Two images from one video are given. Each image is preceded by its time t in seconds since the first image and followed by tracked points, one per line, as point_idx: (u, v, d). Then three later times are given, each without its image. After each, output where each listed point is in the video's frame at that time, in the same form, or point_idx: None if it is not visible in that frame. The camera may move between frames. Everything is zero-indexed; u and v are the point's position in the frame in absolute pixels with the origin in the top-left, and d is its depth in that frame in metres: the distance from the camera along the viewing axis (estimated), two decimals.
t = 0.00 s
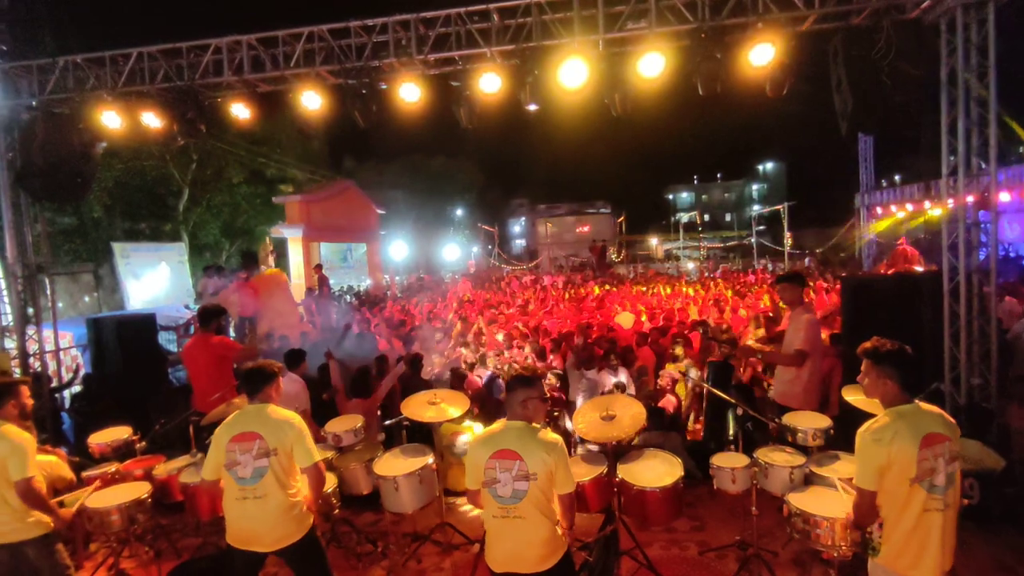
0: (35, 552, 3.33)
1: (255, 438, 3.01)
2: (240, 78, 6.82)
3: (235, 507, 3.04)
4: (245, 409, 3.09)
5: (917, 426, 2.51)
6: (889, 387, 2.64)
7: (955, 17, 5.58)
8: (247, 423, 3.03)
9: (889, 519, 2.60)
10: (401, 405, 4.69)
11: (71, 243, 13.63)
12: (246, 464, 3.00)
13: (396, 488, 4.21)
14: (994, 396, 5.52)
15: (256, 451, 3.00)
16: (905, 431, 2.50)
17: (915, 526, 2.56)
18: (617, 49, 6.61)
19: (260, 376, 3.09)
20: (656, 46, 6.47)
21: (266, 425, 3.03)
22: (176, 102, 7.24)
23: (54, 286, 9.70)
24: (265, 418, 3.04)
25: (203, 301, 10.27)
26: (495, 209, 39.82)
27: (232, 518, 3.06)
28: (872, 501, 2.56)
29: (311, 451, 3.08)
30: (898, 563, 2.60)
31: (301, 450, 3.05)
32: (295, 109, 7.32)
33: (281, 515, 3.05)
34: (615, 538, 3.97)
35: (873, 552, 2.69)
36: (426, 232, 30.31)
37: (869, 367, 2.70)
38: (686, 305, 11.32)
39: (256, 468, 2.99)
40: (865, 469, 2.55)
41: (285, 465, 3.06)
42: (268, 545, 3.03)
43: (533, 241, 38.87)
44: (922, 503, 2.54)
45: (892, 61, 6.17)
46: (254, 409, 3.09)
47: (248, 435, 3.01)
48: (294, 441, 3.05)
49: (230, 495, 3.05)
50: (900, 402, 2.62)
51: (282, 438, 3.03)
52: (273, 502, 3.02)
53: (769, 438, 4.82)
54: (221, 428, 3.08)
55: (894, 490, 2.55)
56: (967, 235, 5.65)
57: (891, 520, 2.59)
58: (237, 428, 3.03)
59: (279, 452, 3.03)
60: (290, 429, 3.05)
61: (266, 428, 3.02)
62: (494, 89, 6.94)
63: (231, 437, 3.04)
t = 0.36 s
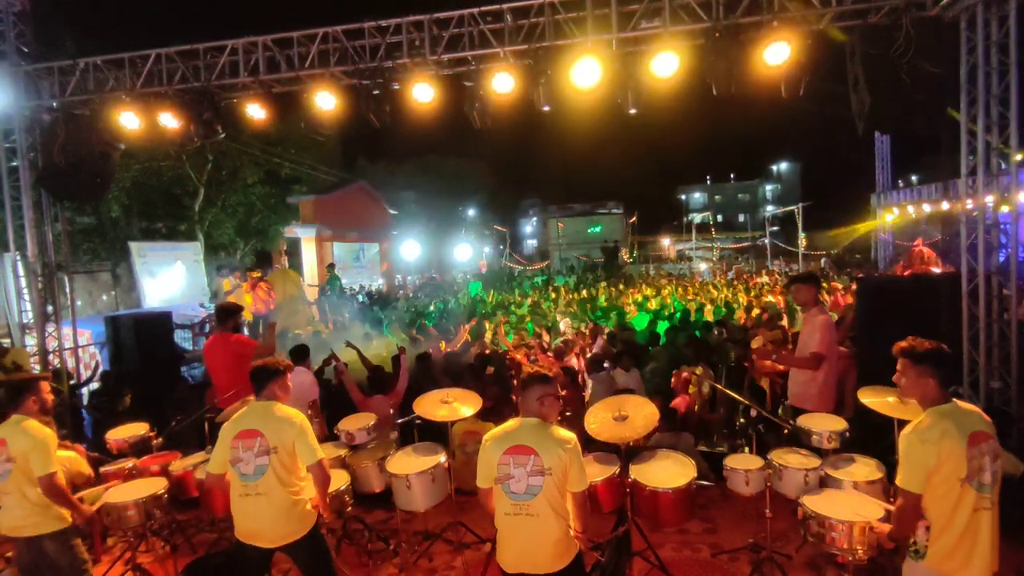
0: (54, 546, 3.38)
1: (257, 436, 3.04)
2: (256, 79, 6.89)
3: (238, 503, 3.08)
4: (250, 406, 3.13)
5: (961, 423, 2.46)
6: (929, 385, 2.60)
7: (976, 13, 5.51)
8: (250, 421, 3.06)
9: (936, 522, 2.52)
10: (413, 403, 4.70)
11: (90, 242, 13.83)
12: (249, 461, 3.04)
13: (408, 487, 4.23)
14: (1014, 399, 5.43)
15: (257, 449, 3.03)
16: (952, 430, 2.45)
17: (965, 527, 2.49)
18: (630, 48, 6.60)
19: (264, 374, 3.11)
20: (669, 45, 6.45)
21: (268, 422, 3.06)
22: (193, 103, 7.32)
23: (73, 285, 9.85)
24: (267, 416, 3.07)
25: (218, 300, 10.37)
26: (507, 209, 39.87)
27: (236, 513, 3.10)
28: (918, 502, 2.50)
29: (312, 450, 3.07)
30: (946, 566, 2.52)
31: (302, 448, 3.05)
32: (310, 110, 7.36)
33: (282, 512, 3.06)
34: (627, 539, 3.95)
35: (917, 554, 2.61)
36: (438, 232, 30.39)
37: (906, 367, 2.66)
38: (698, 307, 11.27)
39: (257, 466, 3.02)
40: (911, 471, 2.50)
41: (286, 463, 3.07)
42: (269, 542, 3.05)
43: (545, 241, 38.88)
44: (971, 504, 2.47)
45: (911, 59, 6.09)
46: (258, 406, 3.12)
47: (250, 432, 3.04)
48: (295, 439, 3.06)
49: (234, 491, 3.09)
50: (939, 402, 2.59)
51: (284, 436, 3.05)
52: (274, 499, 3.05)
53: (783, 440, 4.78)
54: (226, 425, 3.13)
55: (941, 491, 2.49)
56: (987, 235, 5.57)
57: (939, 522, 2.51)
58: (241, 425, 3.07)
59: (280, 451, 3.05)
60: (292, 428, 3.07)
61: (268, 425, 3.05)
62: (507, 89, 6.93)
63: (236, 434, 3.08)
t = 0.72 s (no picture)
0: (60, 543, 3.40)
1: (254, 432, 3.05)
2: (262, 80, 6.91)
3: (234, 498, 3.10)
4: (249, 401, 3.15)
5: (991, 423, 2.45)
6: (957, 384, 2.58)
7: (985, 15, 5.48)
8: (249, 417, 3.08)
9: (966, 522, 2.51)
10: (418, 403, 4.70)
11: (97, 241, 13.93)
12: (246, 456, 3.05)
13: (413, 486, 4.23)
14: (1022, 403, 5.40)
15: (254, 444, 3.05)
16: (983, 429, 2.43)
17: (995, 528, 2.45)
18: (637, 49, 6.59)
19: (265, 371, 3.11)
20: (675, 46, 6.44)
21: (266, 418, 3.06)
22: (201, 103, 7.34)
23: (81, 284, 9.91)
24: (265, 413, 3.08)
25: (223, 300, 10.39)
26: (513, 210, 39.91)
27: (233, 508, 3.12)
28: (949, 503, 2.46)
29: (309, 448, 3.06)
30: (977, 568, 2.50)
31: (298, 446, 3.04)
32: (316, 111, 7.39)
33: (278, 508, 3.06)
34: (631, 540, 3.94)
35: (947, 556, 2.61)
36: (443, 233, 30.44)
37: (933, 366, 2.65)
38: (703, 308, 11.23)
39: (254, 461, 3.04)
40: (944, 468, 2.47)
41: (283, 459, 3.08)
42: (263, 538, 3.05)
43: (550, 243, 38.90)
44: (1001, 503, 2.44)
45: (918, 62, 6.05)
46: (258, 402, 3.12)
47: (248, 428, 3.06)
48: (292, 436, 3.05)
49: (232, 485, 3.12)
50: (966, 401, 2.57)
51: (281, 432, 3.05)
52: (271, 495, 3.05)
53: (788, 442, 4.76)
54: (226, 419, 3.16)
55: (973, 489, 2.47)
56: (995, 238, 5.54)
57: (970, 522, 2.50)
58: (240, 420, 3.09)
59: (276, 448, 3.05)
60: (287, 426, 3.05)
61: (265, 421, 3.06)
62: (513, 90, 6.93)
63: (235, 429, 3.10)
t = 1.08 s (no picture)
0: (51, 543, 3.36)
1: (286, 431, 3.03)
2: (260, 79, 6.90)
3: (261, 499, 3.05)
4: (270, 400, 3.10)
5: (997, 422, 2.46)
6: (965, 385, 2.58)
7: (982, 20, 5.50)
8: (278, 415, 3.05)
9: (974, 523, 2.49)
10: (414, 404, 4.68)
11: (92, 240, 13.93)
12: (277, 456, 3.02)
13: (408, 488, 4.21)
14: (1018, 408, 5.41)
15: (287, 443, 3.02)
16: (990, 427, 2.44)
17: (1004, 529, 2.45)
18: (635, 53, 6.59)
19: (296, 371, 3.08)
20: (674, 49, 6.44)
21: (296, 417, 3.06)
22: (198, 102, 7.31)
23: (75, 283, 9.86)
24: (295, 411, 3.07)
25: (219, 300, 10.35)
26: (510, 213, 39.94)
27: (256, 509, 3.07)
28: (958, 501, 2.47)
29: (340, 444, 3.13)
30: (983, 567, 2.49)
31: (330, 442, 3.10)
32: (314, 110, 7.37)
33: (308, 506, 3.07)
34: (627, 543, 3.92)
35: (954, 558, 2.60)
36: (440, 235, 30.44)
37: (940, 368, 2.64)
38: (699, 312, 11.23)
39: (287, 460, 3.02)
40: (953, 467, 2.47)
41: (313, 457, 3.09)
42: (292, 537, 3.04)
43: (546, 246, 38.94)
44: (1007, 503, 2.44)
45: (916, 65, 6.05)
46: (281, 400, 3.10)
47: (280, 427, 3.03)
48: (324, 432, 3.10)
49: (256, 486, 3.07)
50: (972, 402, 2.57)
51: (313, 430, 3.08)
52: (303, 493, 3.06)
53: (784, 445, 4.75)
54: (249, 419, 3.09)
55: (980, 489, 2.47)
56: (991, 243, 5.56)
57: (976, 522, 2.49)
58: (268, 419, 3.05)
59: (309, 445, 3.06)
60: (319, 423, 3.09)
61: (297, 420, 3.05)
62: (512, 91, 6.93)
63: (261, 429, 3.05)
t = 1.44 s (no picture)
0: (34, 548, 3.30)
1: (316, 422, 3.03)
2: (251, 79, 6.85)
3: (290, 496, 3.00)
4: (289, 397, 3.05)
5: (991, 423, 2.48)
6: (960, 387, 2.58)
7: (970, 27, 5.56)
8: (306, 409, 3.03)
9: (970, 522, 2.51)
10: (405, 406, 4.64)
11: (80, 241, 13.87)
12: (308, 450, 2.99)
13: (399, 490, 4.18)
14: (1006, 410, 5.44)
15: (317, 435, 3.02)
16: (985, 428, 2.46)
17: (997, 528, 2.47)
18: (628, 56, 6.61)
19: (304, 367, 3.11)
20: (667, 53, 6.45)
21: (321, 409, 3.07)
22: (188, 102, 7.25)
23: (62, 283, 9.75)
24: (321, 403, 3.08)
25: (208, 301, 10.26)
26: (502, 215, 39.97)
27: (284, 507, 2.99)
28: (957, 502, 2.45)
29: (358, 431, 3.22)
30: (978, 567, 2.50)
31: (352, 430, 3.18)
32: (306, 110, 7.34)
33: (335, 497, 3.10)
34: (618, 546, 3.90)
35: (948, 557, 2.60)
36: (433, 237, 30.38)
37: (936, 369, 2.64)
38: (691, 314, 11.26)
39: (319, 452, 3.01)
40: (951, 468, 2.45)
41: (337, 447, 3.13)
42: (321, 530, 3.03)
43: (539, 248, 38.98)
44: (1001, 503, 2.46)
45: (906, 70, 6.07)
46: (299, 395, 3.07)
47: (309, 420, 3.02)
48: (345, 421, 3.17)
49: (282, 483, 2.99)
50: (965, 402, 2.58)
51: (335, 419, 3.12)
52: (332, 483, 3.08)
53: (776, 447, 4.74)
54: (272, 415, 3.00)
55: (977, 489, 2.47)
56: (979, 248, 5.60)
57: (973, 523, 2.50)
58: (295, 414, 3.01)
59: (335, 435, 3.10)
60: (341, 412, 3.16)
61: (325, 412, 3.07)
62: (504, 92, 6.92)
63: (289, 425, 2.99)
